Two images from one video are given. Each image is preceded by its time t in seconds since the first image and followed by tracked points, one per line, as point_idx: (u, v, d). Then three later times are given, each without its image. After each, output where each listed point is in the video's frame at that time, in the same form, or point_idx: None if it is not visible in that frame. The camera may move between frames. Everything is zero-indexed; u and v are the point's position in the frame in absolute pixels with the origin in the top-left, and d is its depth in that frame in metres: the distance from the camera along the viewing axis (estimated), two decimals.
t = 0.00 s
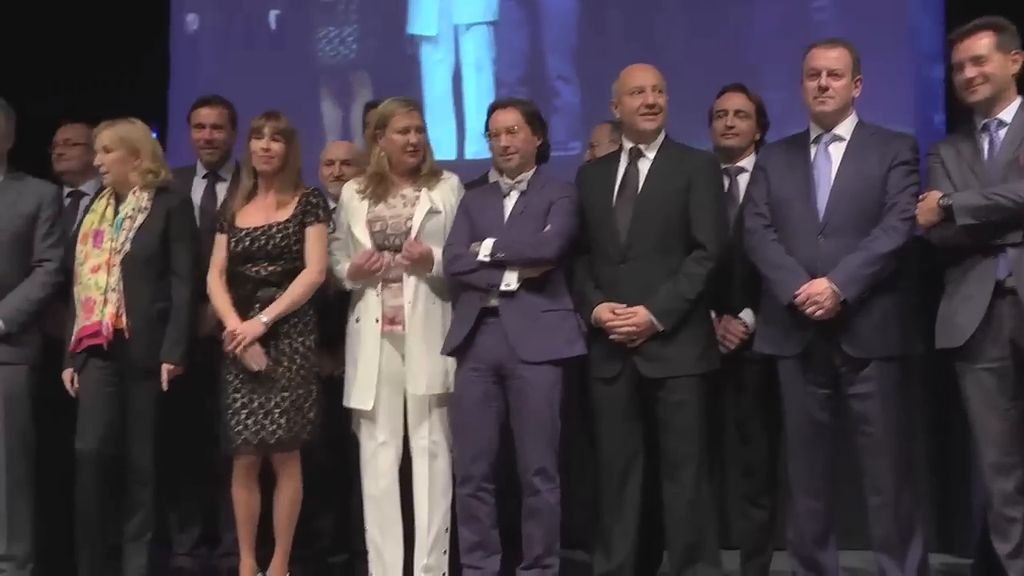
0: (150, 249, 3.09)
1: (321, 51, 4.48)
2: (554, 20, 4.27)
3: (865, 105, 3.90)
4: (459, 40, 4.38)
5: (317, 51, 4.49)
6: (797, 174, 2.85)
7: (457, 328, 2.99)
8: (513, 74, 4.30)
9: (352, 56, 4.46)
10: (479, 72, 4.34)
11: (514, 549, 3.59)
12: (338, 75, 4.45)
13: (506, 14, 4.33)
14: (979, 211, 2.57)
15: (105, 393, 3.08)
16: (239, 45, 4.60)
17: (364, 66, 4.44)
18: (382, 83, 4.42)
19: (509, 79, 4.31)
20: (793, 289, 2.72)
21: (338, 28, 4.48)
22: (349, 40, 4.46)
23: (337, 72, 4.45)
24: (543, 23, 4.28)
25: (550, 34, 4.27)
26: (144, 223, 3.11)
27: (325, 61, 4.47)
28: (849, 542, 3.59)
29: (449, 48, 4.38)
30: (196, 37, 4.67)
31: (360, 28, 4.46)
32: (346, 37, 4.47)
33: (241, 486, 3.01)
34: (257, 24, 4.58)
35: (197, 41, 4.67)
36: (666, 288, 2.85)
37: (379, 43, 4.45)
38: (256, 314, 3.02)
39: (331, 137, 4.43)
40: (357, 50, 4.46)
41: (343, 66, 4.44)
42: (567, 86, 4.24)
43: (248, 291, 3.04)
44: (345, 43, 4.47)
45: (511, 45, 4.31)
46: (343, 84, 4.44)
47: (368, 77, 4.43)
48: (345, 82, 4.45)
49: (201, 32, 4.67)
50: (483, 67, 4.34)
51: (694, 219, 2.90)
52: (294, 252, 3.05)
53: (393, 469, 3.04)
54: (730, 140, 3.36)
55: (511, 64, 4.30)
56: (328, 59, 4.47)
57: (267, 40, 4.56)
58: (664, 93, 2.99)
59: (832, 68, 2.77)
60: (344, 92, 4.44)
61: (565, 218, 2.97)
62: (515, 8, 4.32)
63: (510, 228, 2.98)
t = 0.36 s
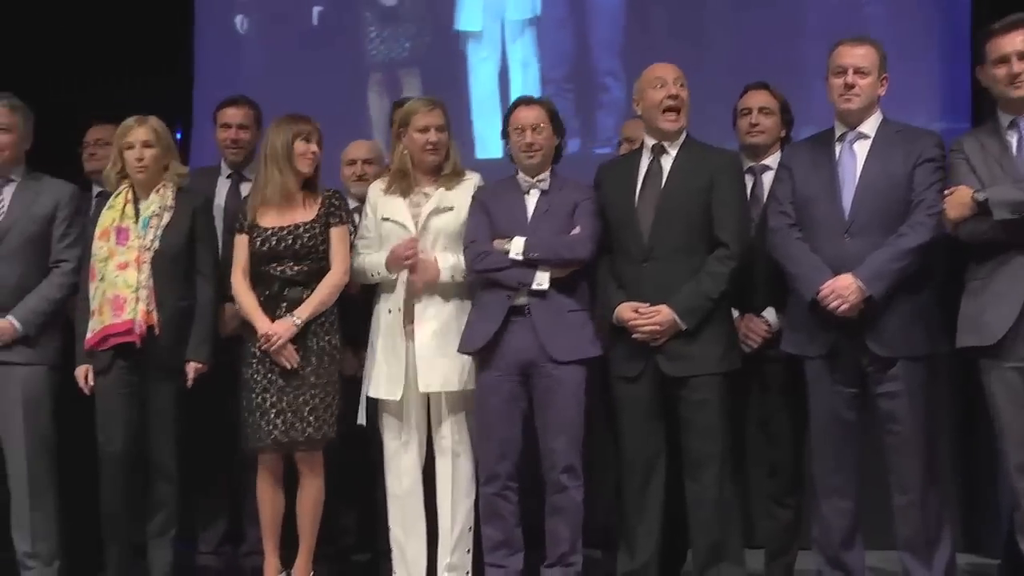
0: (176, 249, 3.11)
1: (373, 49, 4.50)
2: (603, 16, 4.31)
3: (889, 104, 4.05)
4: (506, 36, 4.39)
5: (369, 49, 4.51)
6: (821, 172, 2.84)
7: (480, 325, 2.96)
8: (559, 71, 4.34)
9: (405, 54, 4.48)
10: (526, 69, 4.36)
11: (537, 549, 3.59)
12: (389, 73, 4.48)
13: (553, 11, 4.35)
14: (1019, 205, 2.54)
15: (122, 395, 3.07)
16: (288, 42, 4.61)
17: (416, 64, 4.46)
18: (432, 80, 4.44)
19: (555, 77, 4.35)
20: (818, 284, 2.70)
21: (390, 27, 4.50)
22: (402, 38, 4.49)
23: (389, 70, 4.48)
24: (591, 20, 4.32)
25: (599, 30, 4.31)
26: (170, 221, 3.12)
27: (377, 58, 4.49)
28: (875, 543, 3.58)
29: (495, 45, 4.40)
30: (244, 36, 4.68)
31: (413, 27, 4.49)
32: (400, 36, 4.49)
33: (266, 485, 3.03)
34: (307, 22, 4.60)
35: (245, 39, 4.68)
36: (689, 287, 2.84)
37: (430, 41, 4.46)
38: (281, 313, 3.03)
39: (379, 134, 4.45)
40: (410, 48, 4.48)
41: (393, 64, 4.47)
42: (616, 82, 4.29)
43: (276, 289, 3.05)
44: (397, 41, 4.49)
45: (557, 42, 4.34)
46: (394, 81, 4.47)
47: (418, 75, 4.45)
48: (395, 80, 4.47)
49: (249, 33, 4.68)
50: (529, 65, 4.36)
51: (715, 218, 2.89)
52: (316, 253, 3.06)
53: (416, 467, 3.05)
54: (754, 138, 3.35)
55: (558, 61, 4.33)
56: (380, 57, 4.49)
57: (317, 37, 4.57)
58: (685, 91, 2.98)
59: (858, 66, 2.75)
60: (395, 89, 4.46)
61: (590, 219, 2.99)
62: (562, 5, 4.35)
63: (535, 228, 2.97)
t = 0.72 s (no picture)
0: (215, 249, 3.13)
1: (434, 46, 4.48)
2: (668, 12, 4.27)
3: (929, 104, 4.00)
4: (565, 32, 4.36)
5: (429, 46, 4.48)
6: (861, 170, 2.81)
7: (515, 324, 2.96)
8: (623, 68, 4.30)
9: (467, 51, 4.44)
10: (587, 66, 4.33)
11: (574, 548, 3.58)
12: (449, 70, 4.45)
13: (614, 8, 4.32)
14: None
15: (162, 393, 3.10)
16: (348, 37, 4.57)
17: (477, 62, 4.42)
18: (493, 79, 4.40)
19: (618, 72, 4.31)
20: (859, 283, 2.68)
21: (451, 24, 4.47)
22: (464, 36, 4.45)
23: (449, 67, 4.45)
24: (654, 16, 4.28)
25: (663, 26, 4.27)
26: (209, 222, 3.15)
27: (438, 54, 4.46)
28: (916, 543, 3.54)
29: (555, 41, 4.37)
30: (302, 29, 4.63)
31: (475, 24, 4.45)
32: (461, 33, 4.46)
33: (300, 485, 3.06)
34: (365, 18, 4.55)
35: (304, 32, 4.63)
36: (725, 286, 2.83)
37: (491, 38, 4.41)
38: (314, 312, 3.05)
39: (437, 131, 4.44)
40: (472, 45, 4.44)
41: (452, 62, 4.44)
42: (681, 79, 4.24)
43: (308, 288, 3.07)
44: (458, 39, 4.46)
45: (620, 39, 4.31)
46: (452, 80, 4.44)
47: (478, 75, 4.42)
48: (454, 78, 4.45)
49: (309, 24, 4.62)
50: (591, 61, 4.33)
51: (752, 216, 2.88)
52: (352, 255, 3.08)
53: (450, 466, 3.05)
54: (795, 134, 3.32)
55: (621, 58, 4.30)
56: (440, 53, 4.46)
57: (377, 33, 4.53)
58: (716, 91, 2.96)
59: (902, 62, 2.73)
60: (455, 87, 4.43)
61: (625, 217, 2.97)
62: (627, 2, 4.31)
63: (569, 228, 2.97)
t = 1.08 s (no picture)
0: (247, 251, 3.13)
1: (490, 46, 4.53)
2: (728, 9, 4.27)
3: (971, 102, 3.94)
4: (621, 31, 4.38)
5: (485, 45, 4.53)
6: (899, 167, 2.78)
7: (549, 327, 2.97)
8: (685, 65, 4.29)
9: (523, 51, 4.48)
10: (647, 63, 4.32)
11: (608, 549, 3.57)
12: (507, 69, 4.49)
13: (673, 5, 4.32)
14: None
15: (207, 391, 3.15)
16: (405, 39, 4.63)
17: (536, 61, 4.45)
18: (551, 78, 4.42)
19: (680, 69, 4.30)
20: (896, 282, 2.65)
21: (508, 23, 4.52)
22: (519, 35, 4.49)
23: (508, 66, 4.49)
24: (714, 14, 4.28)
25: (723, 24, 4.27)
26: (243, 226, 3.16)
27: (494, 54, 4.52)
28: (956, 544, 3.50)
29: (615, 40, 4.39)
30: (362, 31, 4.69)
31: (530, 22, 4.49)
32: (516, 32, 4.51)
33: (342, 483, 3.06)
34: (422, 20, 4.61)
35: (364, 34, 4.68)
36: (765, 282, 2.82)
37: (548, 36, 4.44)
38: (355, 312, 3.07)
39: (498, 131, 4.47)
40: (528, 45, 4.48)
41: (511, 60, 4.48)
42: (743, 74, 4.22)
43: (351, 288, 3.09)
44: (514, 38, 4.50)
45: (680, 37, 4.30)
46: (513, 79, 4.47)
47: (539, 72, 4.44)
48: (513, 76, 4.48)
49: (368, 26, 4.68)
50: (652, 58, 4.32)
51: (788, 215, 2.86)
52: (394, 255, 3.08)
53: (477, 468, 3.04)
54: (823, 131, 3.29)
55: (682, 56, 4.29)
56: (495, 53, 4.52)
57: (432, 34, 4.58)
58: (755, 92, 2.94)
59: (937, 59, 2.70)
60: (515, 85, 4.47)
61: (658, 216, 2.95)
62: None
63: (602, 227, 2.97)
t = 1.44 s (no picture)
0: (307, 253, 3.16)
1: (558, 43, 4.50)
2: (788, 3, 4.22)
3: (1011, 96, 3.93)
4: (677, 28, 4.35)
5: (554, 42, 4.51)
6: (936, 165, 2.75)
7: (580, 322, 2.96)
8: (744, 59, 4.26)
9: (589, 46, 4.46)
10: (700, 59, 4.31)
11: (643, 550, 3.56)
12: (576, 65, 4.46)
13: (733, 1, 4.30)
14: None
15: (269, 393, 3.13)
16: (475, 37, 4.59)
17: (602, 57, 4.44)
18: (618, 75, 4.40)
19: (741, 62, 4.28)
20: (933, 281, 2.62)
21: (574, 18, 4.49)
22: (585, 31, 4.47)
23: (575, 61, 4.46)
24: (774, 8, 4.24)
25: (784, 17, 4.22)
26: (301, 228, 3.18)
27: (562, 50, 4.49)
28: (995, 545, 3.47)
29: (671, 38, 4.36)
30: (429, 32, 4.66)
31: (596, 20, 4.47)
32: (582, 28, 4.48)
33: (378, 481, 3.08)
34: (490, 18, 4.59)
35: (432, 34, 4.65)
36: (794, 282, 2.80)
37: (612, 31, 4.43)
38: (384, 312, 3.08)
39: (570, 127, 4.42)
40: (594, 40, 4.46)
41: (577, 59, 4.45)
42: (805, 69, 4.18)
43: (379, 289, 3.10)
44: (580, 34, 4.48)
45: (739, 32, 4.28)
46: (580, 75, 4.45)
47: (604, 69, 4.43)
48: (581, 72, 4.46)
49: (436, 26, 4.65)
50: (711, 50, 4.30)
51: (819, 212, 2.84)
52: (423, 254, 3.09)
53: (516, 468, 3.04)
54: (851, 129, 3.27)
55: (741, 49, 4.27)
56: (564, 49, 4.49)
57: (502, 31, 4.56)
58: (777, 90, 2.92)
59: (977, 55, 2.66)
60: (582, 82, 4.44)
61: (692, 215, 2.94)
62: None
63: (634, 225, 2.96)
